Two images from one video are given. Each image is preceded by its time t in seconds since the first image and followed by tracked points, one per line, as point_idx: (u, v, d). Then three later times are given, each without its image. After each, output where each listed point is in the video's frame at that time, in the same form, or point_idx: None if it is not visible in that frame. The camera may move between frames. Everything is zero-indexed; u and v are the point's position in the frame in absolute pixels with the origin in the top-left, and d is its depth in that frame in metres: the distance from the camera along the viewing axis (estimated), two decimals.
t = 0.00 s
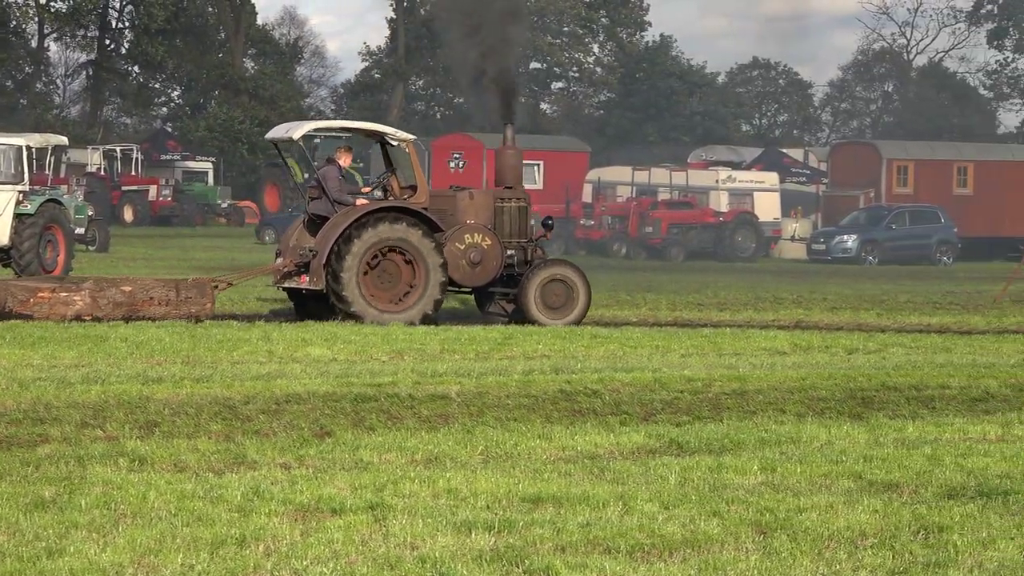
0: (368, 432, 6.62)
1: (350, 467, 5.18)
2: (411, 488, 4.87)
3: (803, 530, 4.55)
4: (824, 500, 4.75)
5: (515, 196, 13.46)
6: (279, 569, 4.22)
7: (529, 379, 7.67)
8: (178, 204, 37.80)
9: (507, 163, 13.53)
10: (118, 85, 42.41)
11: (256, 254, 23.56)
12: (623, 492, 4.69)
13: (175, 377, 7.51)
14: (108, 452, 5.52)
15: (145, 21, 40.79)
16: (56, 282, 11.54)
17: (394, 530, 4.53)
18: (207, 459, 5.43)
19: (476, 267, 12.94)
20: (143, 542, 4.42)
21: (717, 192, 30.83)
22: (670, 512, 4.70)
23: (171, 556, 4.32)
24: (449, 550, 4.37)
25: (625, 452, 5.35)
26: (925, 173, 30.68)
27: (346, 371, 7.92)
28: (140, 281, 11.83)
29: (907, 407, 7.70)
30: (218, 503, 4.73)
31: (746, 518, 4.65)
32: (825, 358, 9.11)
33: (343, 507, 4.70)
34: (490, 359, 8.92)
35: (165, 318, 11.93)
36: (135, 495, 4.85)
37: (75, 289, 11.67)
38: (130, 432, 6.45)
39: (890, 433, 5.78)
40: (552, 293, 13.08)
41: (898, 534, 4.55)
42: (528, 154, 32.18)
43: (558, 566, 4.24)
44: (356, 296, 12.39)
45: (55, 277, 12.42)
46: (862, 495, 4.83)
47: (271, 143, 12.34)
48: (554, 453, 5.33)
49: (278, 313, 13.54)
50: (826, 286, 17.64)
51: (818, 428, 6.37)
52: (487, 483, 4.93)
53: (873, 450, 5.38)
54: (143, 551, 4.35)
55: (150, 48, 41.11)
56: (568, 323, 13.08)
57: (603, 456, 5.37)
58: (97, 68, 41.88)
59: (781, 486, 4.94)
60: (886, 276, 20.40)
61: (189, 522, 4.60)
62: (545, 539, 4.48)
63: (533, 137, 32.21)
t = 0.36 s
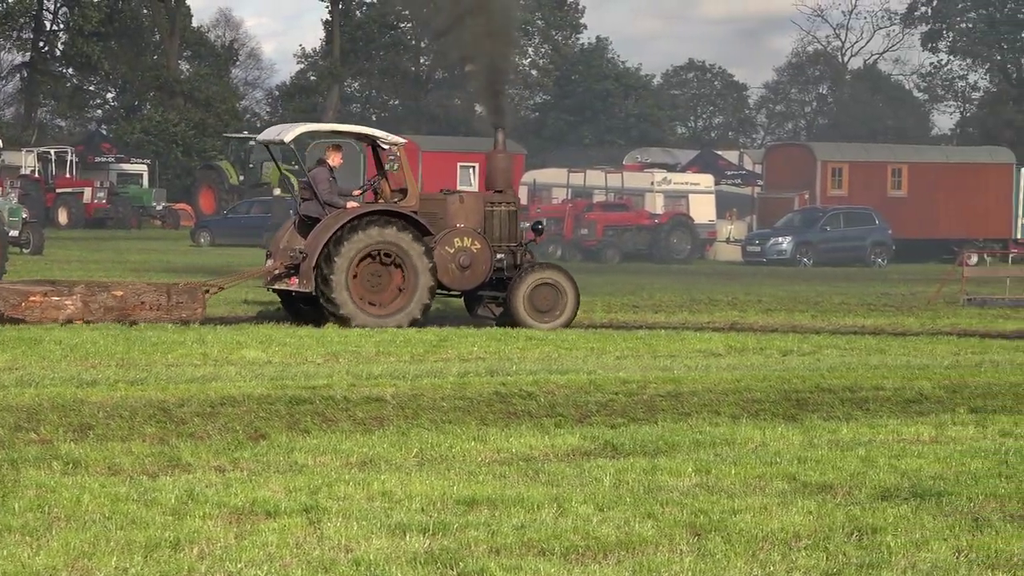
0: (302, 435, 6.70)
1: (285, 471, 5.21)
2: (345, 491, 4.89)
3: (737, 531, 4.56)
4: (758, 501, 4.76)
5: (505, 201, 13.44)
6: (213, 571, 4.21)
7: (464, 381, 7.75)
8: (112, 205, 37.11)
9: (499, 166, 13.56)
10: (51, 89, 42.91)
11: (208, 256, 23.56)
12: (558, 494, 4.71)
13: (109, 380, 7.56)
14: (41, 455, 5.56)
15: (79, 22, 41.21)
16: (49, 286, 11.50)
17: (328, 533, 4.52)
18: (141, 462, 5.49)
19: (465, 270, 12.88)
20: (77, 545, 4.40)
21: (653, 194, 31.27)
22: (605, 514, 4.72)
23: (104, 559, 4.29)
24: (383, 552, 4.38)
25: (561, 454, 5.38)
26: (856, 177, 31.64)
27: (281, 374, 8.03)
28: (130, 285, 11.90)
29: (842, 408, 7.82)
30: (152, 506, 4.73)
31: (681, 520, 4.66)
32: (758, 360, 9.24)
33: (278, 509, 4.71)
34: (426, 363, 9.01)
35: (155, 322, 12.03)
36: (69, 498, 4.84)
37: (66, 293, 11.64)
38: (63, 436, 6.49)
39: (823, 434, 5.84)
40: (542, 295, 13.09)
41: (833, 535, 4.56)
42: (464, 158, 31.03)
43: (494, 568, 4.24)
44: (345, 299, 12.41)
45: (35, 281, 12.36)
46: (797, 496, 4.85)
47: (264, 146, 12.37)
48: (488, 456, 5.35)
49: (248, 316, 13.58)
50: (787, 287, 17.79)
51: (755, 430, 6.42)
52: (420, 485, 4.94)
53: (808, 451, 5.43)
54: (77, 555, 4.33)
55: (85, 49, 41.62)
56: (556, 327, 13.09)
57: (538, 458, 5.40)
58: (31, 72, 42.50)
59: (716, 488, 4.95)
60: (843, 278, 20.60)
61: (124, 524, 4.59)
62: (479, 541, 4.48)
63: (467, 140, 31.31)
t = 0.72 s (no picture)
0: (236, 440, 6.79)
1: (218, 476, 5.24)
2: (278, 497, 4.90)
3: (670, 534, 4.57)
4: (693, 504, 4.76)
5: (494, 206, 13.50)
6: None
7: (399, 386, 7.81)
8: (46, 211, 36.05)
9: (488, 171, 13.65)
10: None
11: (140, 260, 23.43)
12: (491, 497, 4.72)
13: (41, 387, 7.61)
14: None
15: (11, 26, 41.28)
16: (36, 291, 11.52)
17: (262, 539, 4.51)
18: (75, 467, 5.53)
19: (455, 276, 12.92)
20: (11, 552, 4.36)
21: (586, 199, 30.36)
22: (539, 518, 4.73)
23: (37, 565, 4.26)
24: (317, 558, 4.37)
25: (493, 457, 5.42)
26: (790, 177, 31.55)
27: (215, 379, 8.11)
28: (120, 290, 11.91)
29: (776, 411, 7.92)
30: (85, 513, 4.73)
31: (614, 522, 4.66)
32: (694, 363, 9.35)
33: (212, 515, 4.71)
34: (360, 367, 9.11)
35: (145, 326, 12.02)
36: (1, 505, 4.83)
37: (55, 299, 11.67)
38: None
39: (756, 436, 5.91)
40: (532, 299, 13.04)
41: (767, 538, 4.58)
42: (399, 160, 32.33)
43: (427, 571, 4.24)
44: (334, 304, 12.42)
45: (26, 286, 12.39)
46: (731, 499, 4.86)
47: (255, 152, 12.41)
48: (422, 461, 5.40)
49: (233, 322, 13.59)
50: (749, 292, 17.91)
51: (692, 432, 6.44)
52: (355, 490, 4.95)
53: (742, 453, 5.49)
54: (11, 562, 4.30)
55: (17, 54, 41.80)
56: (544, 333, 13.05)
57: (471, 461, 5.45)
58: None
59: (649, 491, 4.97)
60: (802, 281, 20.76)
61: (57, 531, 4.57)
62: (413, 545, 4.48)
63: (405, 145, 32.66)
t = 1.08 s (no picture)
0: (175, 446, 6.92)
1: (158, 482, 5.29)
2: (219, 502, 4.92)
3: (611, 538, 4.58)
4: (632, 507, 4.79)
5: (488, 211, 13.49)
6: None
7: (340, 390, 7.95)
8: None
9: (483, 176, 13.61)
10: None
11: (76, 267, 23.15)
12: (431, 501, 4.75)
13: None
14: None
15: None
16: (33, 296, 11.64)
17: (203, 543, 4.51)
18: (14, 474, 5.59)
19: (449, 281, 12.95)
20: None
21: (526, 203, 30.10)
22: (479, 521, 4.75)
23: None
24: (257, 562, 4.37)
25: (433, 463, 5.48)
26: (728, 180, 30.70)
27: (155, 385, 8.18)
28: (113, 295, 12.09)
29: (716, 413, 8.09)
30: (24, 519, 4.73)
31: (555, 527, 4.65)
32: (634, 367, 9.50)
33: (152, 521, 4.71)
34: (301, 371, 9.23)
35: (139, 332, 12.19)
36: None
37: (50, 304, 11.81)
38: None
39: (695, 440, 6.02)
40: (528, 304, 13.02)
41: (707, 541, 4.60)
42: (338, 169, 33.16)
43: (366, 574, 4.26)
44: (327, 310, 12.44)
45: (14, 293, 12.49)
46: (671, 503, 4.87)
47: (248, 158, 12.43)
48: (363, 466, 5.47)
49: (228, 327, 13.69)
50: (712, 296, 18.09)
51: (631, 436, 6.47)
52: (295, 496, 4.98)
53: (681, 458, 5.56)
54: None
55: None
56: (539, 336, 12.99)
57: (411, 467, 5.54)
58: None
59: (589, 495, 5.00)
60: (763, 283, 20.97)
61: None
62: (353, 550, 4.48)
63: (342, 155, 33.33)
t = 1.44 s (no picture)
0: (117, 451, 7.23)
1: (98, 488, 5.43)
2: (157, 508, 4.94)
3: (551, 540, 4.60)
4: (573, 510, 4.80)
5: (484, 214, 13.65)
6: None
7: (280, 395, 8.29)
8: None
9: (482, 181, 13.66)
10: None
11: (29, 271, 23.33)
12: (371, 506, 4.80)
13: None
14: None
15: None
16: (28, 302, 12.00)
17: (141, 549, 4.52)
18: None
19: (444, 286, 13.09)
20: None
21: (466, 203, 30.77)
22: (418, 526, 4.78)
23: None
24: (196, 567, 4.37)
25: (371, 468, 5.79)
26: (667, 181, 32.25)
27: (94, 390, 8.50)
28: (110, 301, 12.41)
29: (656, 416, 8.52)
30: None
31: (494, 529, 4.67)
32: (573, 369, 9.98)
33: (90, 526, 4.73)
34: (239, 377, 9.49)
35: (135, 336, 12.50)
36: None
37: (46, 309, 12.16)
38: None
39: (640, 442, 6.35)
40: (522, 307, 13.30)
41: (646, 542, 4.62)
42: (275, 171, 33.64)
43: None
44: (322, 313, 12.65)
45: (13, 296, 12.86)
46: (609, 504, 4.91)
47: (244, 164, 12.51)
48: (302, 471, 5.75)
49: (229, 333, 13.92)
50: (672, 300, 18.58)
51: (571, 439, 6.71)
52: (233, 500, 5.02)
53: (622, 460, 5.70)
54: None
55: None
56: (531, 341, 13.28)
57: (349, 471, 5.79)
58: None
59: (529, 499, 5.03)
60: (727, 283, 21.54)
61: None
62: (292, 554, 4.48)
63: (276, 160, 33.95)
